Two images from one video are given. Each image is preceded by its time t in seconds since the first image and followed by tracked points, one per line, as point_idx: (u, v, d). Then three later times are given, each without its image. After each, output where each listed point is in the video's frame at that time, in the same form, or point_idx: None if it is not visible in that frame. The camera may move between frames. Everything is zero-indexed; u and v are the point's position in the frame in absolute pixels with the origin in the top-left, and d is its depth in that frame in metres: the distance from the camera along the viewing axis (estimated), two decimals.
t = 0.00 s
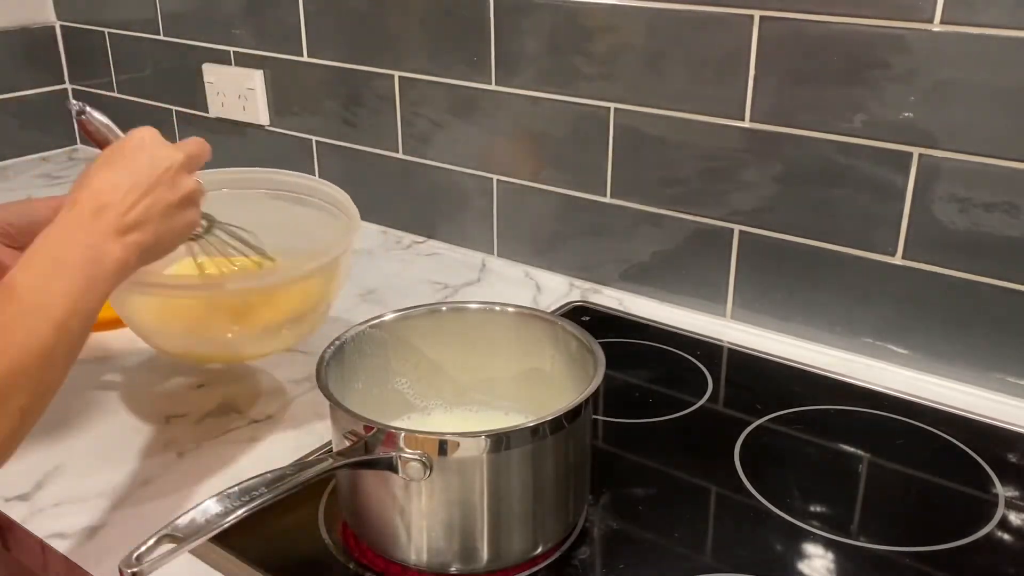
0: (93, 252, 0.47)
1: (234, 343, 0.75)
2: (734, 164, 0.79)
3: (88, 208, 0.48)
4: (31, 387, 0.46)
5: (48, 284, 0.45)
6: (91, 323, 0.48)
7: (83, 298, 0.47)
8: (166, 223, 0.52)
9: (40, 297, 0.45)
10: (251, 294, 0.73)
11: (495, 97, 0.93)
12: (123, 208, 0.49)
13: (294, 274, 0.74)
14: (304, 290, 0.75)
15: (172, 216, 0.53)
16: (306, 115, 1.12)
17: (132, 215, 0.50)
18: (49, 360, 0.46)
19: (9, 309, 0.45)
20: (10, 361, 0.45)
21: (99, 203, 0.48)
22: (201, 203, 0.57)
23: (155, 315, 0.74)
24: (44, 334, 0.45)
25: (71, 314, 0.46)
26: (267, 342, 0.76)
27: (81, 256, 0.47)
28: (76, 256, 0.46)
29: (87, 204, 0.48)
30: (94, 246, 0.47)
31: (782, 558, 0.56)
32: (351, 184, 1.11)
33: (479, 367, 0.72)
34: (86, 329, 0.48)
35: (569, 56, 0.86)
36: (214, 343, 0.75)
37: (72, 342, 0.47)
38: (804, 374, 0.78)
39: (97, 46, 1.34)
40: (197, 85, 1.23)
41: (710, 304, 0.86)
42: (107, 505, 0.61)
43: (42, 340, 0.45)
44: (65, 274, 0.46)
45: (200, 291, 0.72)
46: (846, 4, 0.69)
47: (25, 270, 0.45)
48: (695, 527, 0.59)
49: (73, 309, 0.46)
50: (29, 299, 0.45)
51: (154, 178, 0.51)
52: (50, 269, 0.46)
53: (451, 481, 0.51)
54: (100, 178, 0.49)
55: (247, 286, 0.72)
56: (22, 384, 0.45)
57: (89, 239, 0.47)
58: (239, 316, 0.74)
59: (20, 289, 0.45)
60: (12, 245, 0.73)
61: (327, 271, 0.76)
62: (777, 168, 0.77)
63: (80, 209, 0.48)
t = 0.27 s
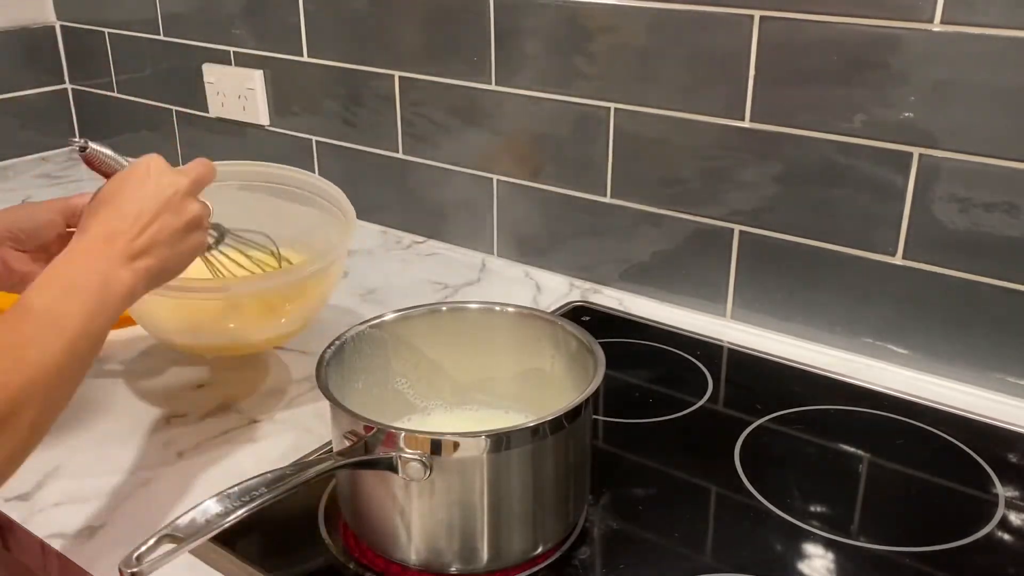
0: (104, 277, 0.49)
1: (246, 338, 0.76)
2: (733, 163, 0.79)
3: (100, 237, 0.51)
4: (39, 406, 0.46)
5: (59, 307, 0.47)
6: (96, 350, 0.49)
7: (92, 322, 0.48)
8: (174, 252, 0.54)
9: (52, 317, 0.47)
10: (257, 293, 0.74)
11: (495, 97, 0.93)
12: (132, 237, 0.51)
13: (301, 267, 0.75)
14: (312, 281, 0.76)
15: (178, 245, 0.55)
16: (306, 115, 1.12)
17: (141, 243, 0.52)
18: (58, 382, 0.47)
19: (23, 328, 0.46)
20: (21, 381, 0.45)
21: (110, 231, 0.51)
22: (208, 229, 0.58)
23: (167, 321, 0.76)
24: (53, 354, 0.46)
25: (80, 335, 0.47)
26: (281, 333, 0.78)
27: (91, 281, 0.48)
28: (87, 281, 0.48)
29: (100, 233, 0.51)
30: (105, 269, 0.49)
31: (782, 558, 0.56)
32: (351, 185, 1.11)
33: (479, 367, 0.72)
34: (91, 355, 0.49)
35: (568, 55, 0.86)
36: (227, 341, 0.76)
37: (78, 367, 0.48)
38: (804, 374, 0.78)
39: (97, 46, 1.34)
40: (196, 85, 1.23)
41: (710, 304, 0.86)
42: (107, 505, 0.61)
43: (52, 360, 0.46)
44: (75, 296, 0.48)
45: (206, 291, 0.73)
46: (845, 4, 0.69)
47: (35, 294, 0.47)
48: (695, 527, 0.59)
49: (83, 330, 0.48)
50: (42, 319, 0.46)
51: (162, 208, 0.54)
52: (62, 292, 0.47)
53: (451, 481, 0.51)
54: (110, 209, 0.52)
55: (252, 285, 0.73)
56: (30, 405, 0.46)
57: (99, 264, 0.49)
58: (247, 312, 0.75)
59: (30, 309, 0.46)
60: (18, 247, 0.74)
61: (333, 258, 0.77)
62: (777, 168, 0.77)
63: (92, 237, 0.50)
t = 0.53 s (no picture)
0: (114, 229, 0.46)
1: (263, 294, 0.67)
2: (733, 163, 0.79)
3: (110, 184, 0.47)
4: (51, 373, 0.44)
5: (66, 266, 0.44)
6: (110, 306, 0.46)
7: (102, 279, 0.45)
8: (191, 199, 0.51)
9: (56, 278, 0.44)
10: (280, 239, 0.63)
11: (495, 97, 0.93)
12: (144, 185, 0.48)
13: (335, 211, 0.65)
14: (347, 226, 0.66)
15: (194, 191, 0.51)
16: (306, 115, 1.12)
17: (154, 192, 0.48)
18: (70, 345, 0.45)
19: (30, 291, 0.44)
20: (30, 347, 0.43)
21: (119, 179, 0.47)
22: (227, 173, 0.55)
23: (174, 270, 0.66)
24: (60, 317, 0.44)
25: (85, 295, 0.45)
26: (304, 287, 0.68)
27: (99, 234, 0.45)
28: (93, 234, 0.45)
29: (110, 180, 0.47)
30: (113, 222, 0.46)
31: (782, 558, 0.56)
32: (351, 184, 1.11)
33: (479, 367, 0.72)
34: (107, 312, 0.46)
35: (569, 55, 0.86)
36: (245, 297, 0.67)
37: (92, 326, 0.46)
38: (805, 374, 0.78)
39: (97, 46, 1.34)
40: (196, 85, 1.23)
41: (710, 304, 0.86)
42: (108, 505, 0.61)
43: (59, 325, 0.44)
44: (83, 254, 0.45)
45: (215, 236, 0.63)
46: (845, 4, 0.69)
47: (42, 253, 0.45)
48: (695, 527, 0.59)
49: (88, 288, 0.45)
50: (49, 280, 0.44)
51: (178, 152, 0.50)
52: (68, 249, 0.45)
53: (450, 481, 0.51)
54: (121, 154, 0.48)
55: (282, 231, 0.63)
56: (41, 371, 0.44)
57: (108, 215, 0.46)
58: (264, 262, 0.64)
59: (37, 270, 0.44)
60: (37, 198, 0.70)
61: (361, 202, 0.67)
62: (777, 168, 0.77)
63: (102, 185, 0.47)
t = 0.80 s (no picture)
0: (133, 232, 0.43)
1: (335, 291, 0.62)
2: (733, 163, 0.79)
3: (130, 181, 0.44)
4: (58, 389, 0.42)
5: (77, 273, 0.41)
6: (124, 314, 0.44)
7: (115, 287, 0.42)
8: (219, 198, 0.48)
9: (66, 286, 0.41)
10: (345, 244, 0.57)
11: (495, 97, 0.93)
12: (168, 184, 0.45)
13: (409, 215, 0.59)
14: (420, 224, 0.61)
15: (225, 192, 0.48)
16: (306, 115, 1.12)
17: (179, 191, 0.45)
18: (79, 358, 0.42)
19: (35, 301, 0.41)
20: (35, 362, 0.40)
21: (141, 176, 0.44)
22: (263, 173, 0.51)
23: (238, 266, 0.61)
24: (68, 329, 0.41)
25: (97, 303, 0.42)
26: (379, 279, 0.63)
27: (115, 237, 0.42)
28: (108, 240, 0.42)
29: (130, 177, 0.44)
30: (132, 225, 0.43)
31: (782, 558, 0.56)
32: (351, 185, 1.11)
33: (479, 367, 0.72)
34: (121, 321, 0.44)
35: (569, 55, 0.86)
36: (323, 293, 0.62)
37: (102, 336, 0.43)
38: (805, 374, 0.78)
39: (96, 46, 1.34)
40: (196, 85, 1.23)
41: (710, 304, 0.86)
42: (108, 505, 0.61)
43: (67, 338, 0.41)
44: (95, 260, 0.42)
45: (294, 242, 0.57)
46: (845, 4, 0.69)
47: (52, 257, 0.42)
48: (695, 527, 0.59)
49: (102, 297, 0.42)
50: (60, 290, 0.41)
51: (206, 148, 0.47)
52: (80, 254, 0.42)
53: (450, 480, 0.51)
54: (143, 150, 0.45)
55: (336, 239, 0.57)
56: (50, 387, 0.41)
57: (127, 217, 0.43)
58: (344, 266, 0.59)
59: (46, 277, 0.41)
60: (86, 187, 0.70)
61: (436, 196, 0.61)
62: (776, 168, 0.77)
63: (122, 182, 0.44)
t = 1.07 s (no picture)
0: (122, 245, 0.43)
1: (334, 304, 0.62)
2: (733, 164, 0.79)
3: (116, 193, 0.44)
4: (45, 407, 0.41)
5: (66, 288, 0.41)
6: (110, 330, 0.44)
7: (104, 301, 0.43)
8: (202, 203, 0.48)
9: (58, 298, 0.41)
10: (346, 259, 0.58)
11: (495, 97, 0.93)
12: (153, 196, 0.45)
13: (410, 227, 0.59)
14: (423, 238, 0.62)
15: (206, 197, 0.49)
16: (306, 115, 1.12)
17: (164, 199, 0.46)
18: (74, 366, 0.42)
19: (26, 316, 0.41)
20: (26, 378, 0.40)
21: (125, 185, 0.44)
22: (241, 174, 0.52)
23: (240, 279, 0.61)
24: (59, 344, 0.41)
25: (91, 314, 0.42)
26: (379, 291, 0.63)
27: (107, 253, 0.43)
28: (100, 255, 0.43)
29: (116, 190, 0.44)
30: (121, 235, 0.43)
31: (782, 558, 0.56)
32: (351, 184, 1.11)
33: (478, 367, 0.72)
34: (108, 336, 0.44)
35: (569, 55, 0.86)
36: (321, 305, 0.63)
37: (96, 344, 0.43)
38: (805, 375, 0.78)
39: (97, 47, 1.34)
40: (196, 85, 1.23)
41: (710, 304, 0.86)
42: (108, 505, 0.61)
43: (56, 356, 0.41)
44: (85, 273, 0.42)
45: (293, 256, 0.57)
46: (845, 4, 0.69)
47: (40, 270, 0.42)
48: (695, 527, 0.59)
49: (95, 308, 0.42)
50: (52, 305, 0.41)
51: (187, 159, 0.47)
52: (69, 264, 0.42)
53: (450, 480, 0.51)
54: (125, 158, 0.45)
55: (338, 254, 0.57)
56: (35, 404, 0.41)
57: (116, 230, 0.43)
58: (340, 279, 0.59)
59: (36, 290, 0.41)
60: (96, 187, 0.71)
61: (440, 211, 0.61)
62: (776, 168, 0.77)
63: (108, 196, 0.44)
